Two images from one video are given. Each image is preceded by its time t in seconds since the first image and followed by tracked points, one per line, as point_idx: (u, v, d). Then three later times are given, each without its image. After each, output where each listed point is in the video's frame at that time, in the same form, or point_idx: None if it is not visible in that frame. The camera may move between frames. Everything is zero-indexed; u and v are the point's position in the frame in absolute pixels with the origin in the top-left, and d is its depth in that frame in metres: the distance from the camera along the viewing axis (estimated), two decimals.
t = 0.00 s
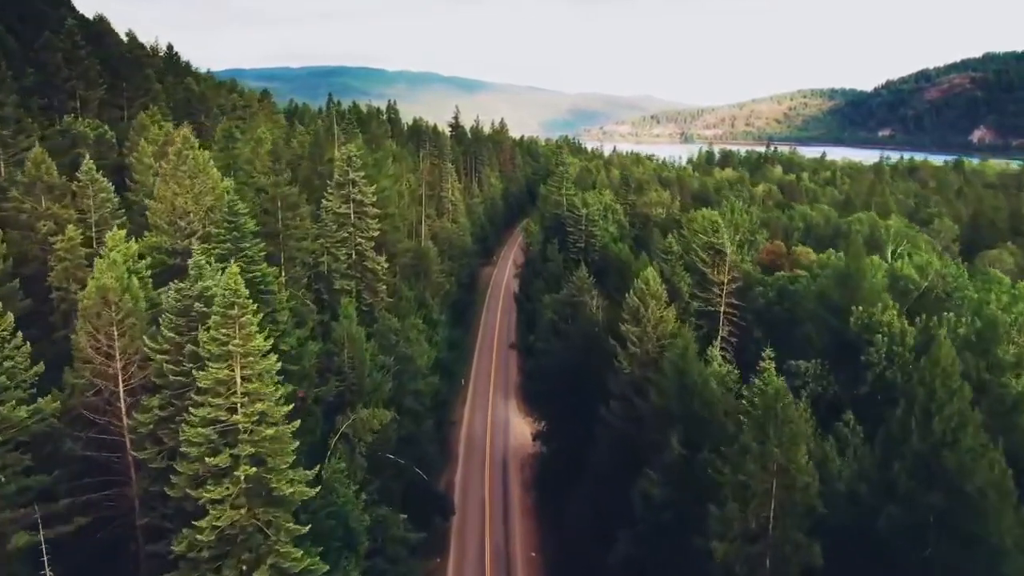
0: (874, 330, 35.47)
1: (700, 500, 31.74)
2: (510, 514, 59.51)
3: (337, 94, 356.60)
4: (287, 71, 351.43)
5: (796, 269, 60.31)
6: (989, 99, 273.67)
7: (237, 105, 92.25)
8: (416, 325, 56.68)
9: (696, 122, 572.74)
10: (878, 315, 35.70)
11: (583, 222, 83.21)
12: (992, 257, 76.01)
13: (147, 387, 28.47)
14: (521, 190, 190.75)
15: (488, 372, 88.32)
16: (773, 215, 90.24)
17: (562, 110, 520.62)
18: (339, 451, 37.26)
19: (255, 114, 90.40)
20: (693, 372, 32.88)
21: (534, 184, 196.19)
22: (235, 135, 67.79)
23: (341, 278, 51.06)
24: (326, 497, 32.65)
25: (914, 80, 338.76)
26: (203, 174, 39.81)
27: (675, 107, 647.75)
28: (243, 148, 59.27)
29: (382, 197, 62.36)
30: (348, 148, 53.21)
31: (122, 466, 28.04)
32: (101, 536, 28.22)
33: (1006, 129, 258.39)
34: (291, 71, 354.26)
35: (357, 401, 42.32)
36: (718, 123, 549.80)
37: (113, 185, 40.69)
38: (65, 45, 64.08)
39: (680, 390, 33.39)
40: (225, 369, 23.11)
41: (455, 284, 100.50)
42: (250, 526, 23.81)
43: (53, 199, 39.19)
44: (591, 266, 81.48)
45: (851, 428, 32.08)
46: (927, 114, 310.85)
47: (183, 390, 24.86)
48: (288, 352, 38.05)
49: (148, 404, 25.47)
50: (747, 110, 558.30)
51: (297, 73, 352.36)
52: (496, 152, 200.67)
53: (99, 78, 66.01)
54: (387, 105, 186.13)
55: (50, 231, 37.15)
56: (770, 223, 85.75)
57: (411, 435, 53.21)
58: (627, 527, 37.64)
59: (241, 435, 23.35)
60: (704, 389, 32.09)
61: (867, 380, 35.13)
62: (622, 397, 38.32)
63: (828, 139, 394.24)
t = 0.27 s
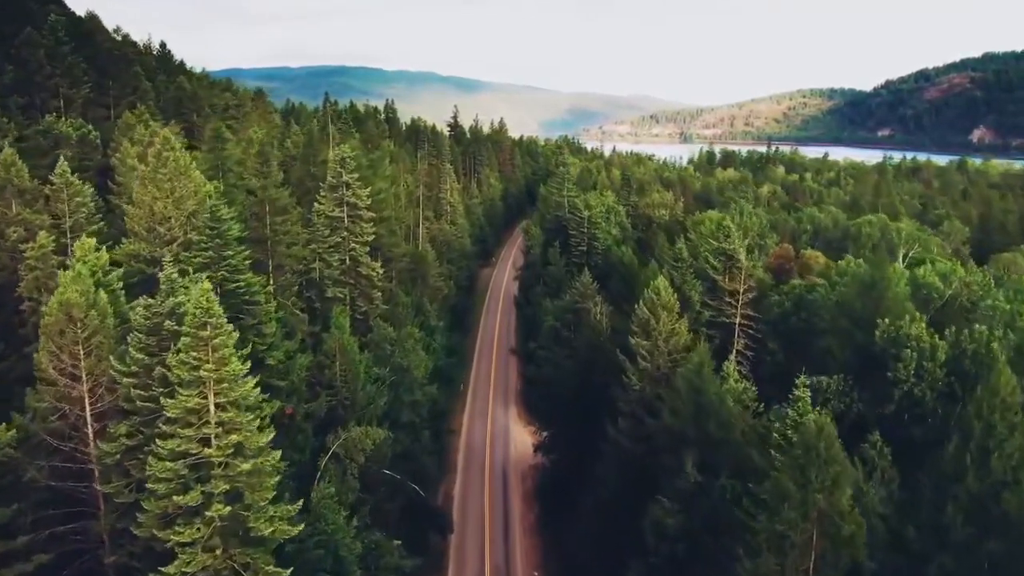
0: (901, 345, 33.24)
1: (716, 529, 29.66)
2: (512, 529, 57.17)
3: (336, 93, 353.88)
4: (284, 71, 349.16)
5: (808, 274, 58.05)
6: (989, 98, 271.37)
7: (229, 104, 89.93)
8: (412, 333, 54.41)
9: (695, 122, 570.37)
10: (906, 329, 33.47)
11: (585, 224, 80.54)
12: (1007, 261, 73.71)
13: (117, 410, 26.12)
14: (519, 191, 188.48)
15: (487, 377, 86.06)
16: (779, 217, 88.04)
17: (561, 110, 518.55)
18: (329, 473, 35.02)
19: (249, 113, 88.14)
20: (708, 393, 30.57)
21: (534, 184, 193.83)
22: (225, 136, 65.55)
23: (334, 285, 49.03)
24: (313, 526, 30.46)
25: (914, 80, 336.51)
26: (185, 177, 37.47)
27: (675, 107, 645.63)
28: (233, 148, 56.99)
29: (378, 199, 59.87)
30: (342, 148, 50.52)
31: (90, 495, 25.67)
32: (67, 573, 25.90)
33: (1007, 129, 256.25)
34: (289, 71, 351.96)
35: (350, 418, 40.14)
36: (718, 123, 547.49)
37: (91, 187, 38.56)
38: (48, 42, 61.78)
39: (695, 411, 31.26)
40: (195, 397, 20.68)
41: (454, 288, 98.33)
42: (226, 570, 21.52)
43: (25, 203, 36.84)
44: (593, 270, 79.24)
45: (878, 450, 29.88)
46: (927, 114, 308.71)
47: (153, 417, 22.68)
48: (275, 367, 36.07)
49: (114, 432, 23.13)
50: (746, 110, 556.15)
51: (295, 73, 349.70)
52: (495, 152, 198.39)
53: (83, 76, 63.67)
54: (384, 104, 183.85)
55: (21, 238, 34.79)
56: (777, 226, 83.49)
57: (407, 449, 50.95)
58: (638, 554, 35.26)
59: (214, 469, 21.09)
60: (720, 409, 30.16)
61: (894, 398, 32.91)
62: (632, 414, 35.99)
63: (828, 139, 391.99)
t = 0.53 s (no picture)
0: (932, 360, 30.95)
1: (735, 562, 27.43)
2: (513, 544, 54.94)
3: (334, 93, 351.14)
4: (282, 70, 347.04)
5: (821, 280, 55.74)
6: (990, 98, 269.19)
7: (221, 103, 87.68)
8: (409, 342, 52.20)
9: (694, 122, 568.30)
10: (938, 343, 31.18)
11: (588, 227, 78.04)
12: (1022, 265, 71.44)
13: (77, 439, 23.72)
14: (519, 191, 186.27)
15: (486, 382, 83.78)
16: (786, 219, 85.71)
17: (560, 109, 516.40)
18: (318, 496, 32.87)
19: (241, 113, 85.82)
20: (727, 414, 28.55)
21: (534, 185, 191.39)
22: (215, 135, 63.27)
23: (325, 293, 46.70)
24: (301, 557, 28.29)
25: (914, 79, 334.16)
26: (164, 180, 34.96)
27: (674, 106, 643.72)
28: (222, 149, 54.76)
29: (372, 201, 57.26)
30: (335, 149, 47.90)
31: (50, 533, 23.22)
32: None
33: (1007, 129, 254.28)
34: (287, 70, 349.81)
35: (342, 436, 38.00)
36: (718, 122, 545.18)
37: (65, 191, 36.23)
38: (30, 39, 59.48)
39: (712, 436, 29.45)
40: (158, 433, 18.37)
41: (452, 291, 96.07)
42: None
43: None
44: (596, 274, 77.00)
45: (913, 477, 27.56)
46: (926, 114, 306.93)
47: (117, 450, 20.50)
48: (261, 383, 33.84)
49: (73, 465, 20.86)
50: (746, 110, 554.26)
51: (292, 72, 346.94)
52: (494, 152, 196.17)
53: (67, 74, 61.40)
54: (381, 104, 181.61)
55: None
56: (784, 228, 81.19)
57: (404, 464, 48.72)
58: None
59: (180, 512, 19.03)
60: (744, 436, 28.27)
61: (926, 417, 30.61)
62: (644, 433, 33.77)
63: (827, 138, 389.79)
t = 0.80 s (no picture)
0: (962, 375, 29.06)
1: None
2: (513, 560, 52.92)
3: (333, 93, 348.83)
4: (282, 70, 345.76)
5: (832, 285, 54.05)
6: (990, 97, 267.68)
7: (215, 103, 85.76)
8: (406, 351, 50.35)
9: (694, 122, 566.62)
10: (968, 356, 29.24)
11: (590, 229, 76.44)
12: None
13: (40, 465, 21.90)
14: (518, 191, 184.56)
15: (485, 389, 81.86)
16: (792, 220, 83.92)
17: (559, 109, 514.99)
18: (306, 518, 30.93)
19: (235, 113, 83.91)
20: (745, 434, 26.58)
21: (534, 185, 189.47)
22: (207, 136, 61.41)
23: (318, 299, 44.67)
24: None
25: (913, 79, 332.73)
26: (145, 183, 33.05)
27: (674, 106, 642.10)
28: (212, 149, 52.86)
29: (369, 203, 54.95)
30: (328, 150, 45.54)
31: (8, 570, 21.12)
32: None
33: (1007, 129, 252.40)
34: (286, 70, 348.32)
35: (334, 450, 36.11)
36: (717, 122, 543.51)
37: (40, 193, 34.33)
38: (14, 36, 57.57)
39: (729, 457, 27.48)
40: (118, 469, 18.27)
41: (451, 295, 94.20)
42: None
43: None
44: (599, 278, 75.15)
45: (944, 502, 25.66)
46: (925, 114, 305.43)
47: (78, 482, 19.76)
48: (247, 398, 31.92)
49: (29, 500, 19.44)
50: (745, 110, 552.70)
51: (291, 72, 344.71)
52: (494, 152, 194.45)
53: (53, 72, 59.49)
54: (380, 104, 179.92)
55: None
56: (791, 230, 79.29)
57: (401, 477, 46.85)
58: None
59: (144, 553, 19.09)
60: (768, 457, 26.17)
61: (955, 437, 28.67)
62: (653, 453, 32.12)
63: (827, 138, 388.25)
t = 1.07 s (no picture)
0: (1004, 396, 26.74)
1: None
2: None
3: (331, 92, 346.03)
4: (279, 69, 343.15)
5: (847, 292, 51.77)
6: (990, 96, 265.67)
7: (206, 103, 83.37)
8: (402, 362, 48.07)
9: (693, 121, 564.32)
10: (1010, 376, 26.90)
11: (593, 232, 74.09)
12: None
13: None
14: (517, 192, 182.21)
15: (485, 394, 79.47)
16: (800, 223, 81.60)
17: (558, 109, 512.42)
18: (292, 550, 28.69)
19: (227, 113, 81.52)
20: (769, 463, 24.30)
21: (534, 186, 187.08)
22: (196, 137, 59.10)
23: (308, 309, 41.57)
24: None
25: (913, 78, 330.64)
26: (118, 186, 30.65)
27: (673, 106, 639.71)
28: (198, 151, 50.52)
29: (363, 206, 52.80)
30: (319, 151, 44.00)
31: None
32: None
33: (1006, 129, 249.93)
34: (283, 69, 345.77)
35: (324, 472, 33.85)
36: (717, 122, 541.33)
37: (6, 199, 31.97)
38: None
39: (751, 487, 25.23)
40: (59, 528, 18.09)
41: (450, 299, 91.93)
42: None
43: None
44: (602, 283, 72.90)
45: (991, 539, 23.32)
46: (926, 113, 303.18)
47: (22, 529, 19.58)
48: (228, 418, 29.66)
49: None
50: (745, 109, 550.39)
51: (288, 72, 341.98)
52: (493, 152, 192.06)
53: (34, 70, 57.12)
54: (377, 104, 177.46)
55: None
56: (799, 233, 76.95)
57: (397, 496, 44.54)
58: None
59: None
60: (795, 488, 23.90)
61: (998, 464, 26.31)
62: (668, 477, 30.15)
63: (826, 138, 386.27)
